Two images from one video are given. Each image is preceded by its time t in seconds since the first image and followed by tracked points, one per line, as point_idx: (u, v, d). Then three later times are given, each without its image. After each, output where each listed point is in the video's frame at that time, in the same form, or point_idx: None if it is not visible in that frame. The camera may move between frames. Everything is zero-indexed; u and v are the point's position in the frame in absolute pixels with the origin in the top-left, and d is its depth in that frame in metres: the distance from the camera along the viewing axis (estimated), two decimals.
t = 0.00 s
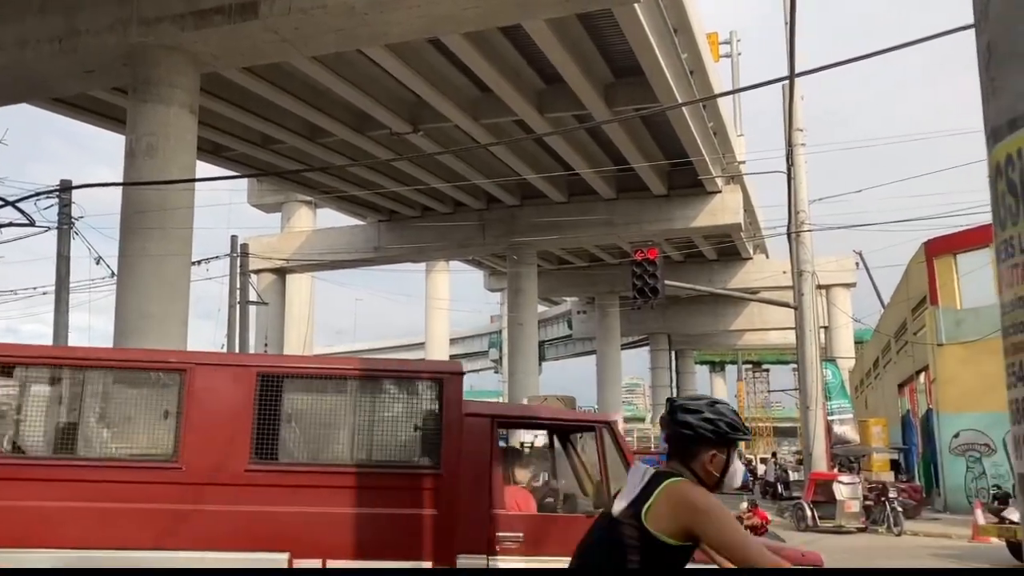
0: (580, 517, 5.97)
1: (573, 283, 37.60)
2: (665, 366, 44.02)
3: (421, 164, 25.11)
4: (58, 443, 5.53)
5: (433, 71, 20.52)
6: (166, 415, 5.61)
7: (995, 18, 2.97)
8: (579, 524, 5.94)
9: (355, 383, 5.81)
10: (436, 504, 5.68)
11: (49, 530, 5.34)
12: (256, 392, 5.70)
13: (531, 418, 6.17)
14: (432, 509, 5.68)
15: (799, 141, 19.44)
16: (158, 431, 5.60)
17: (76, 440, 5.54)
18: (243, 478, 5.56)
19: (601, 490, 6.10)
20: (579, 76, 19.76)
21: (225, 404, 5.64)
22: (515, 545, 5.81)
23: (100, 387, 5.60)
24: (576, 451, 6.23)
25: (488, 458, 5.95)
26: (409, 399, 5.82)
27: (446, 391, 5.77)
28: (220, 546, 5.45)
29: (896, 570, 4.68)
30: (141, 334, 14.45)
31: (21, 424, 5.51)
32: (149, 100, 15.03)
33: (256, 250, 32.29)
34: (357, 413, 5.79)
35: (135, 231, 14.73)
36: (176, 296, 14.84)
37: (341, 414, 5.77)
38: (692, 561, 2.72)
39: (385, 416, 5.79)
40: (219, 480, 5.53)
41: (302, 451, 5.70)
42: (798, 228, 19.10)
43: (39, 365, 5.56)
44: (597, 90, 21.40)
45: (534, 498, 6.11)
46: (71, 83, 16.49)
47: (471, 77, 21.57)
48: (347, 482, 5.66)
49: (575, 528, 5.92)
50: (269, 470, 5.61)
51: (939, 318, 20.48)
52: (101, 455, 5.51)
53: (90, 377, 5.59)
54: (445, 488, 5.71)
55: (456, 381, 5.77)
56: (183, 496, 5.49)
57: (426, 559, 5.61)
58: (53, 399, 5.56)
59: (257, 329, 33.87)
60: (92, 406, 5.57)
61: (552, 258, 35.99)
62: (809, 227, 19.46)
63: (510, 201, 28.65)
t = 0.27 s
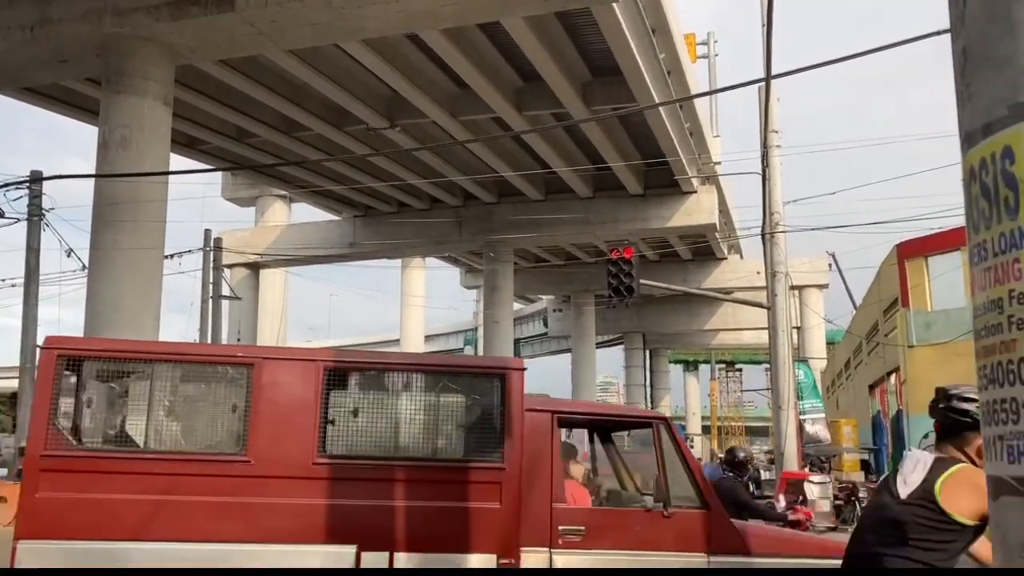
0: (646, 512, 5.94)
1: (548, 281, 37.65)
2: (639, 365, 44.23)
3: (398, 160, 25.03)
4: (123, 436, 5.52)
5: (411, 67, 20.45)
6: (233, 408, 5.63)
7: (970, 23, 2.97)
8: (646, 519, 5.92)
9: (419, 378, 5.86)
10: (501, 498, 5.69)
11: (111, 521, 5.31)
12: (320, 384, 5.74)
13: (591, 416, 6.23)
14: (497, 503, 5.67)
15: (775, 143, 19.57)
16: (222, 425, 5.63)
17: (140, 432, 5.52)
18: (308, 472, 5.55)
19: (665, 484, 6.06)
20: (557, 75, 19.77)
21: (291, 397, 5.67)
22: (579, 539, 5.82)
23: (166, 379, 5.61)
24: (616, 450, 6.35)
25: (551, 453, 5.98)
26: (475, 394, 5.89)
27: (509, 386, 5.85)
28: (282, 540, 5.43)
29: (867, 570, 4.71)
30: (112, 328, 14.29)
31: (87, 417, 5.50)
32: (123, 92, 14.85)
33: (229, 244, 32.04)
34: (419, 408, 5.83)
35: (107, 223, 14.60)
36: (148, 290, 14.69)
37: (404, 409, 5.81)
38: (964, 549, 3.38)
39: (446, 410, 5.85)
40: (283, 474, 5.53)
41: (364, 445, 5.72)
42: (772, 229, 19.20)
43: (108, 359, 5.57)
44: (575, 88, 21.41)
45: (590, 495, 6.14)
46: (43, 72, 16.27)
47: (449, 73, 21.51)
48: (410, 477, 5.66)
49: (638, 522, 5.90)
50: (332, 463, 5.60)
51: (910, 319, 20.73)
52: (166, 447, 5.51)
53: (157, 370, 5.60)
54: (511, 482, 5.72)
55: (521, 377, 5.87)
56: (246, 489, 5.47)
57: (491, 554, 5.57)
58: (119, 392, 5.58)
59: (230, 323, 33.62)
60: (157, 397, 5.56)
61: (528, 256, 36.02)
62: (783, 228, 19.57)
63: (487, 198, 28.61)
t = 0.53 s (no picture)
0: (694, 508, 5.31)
1: (523, 279, 37.69)
2: (612, 364, 44.41)
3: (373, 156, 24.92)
4: (184, 433, 4.84)
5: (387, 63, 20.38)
6: (296, 406, 4.93)
7: (942, 28, 2.99)
8: (694, 517, 5.27)
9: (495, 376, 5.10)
10: (560, 494, 4.98)
11: (173, 517, 4.69)
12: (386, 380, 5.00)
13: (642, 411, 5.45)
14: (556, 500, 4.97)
15: (749, 144, 19.69)
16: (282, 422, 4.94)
17: (196, 429, 4.85)
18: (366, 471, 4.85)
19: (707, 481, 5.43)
20: (534, 73, 19.78)
21: (352, 394, 4.94)
22: (635, 536, 5.14)
23: (230, 377, 4.90)
24: (651, 449, 5.55)
25: (607, 449, 5.24)
26: (532, 394, 5.11)
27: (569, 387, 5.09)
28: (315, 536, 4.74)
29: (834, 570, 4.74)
30: (81, 322, 14.12)
31: (146, 411, 4.81)
32: (94, 82, 14.68)
33: (201, 238, 31.77)
34: (494, 406, 5.07)
35: (77, 215, 14.40)
36: (119, 284, 14.53)
37: (469, 407, 5.05)
38: None
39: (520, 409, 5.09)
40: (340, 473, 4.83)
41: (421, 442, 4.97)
42: (745, 230, 19.30)
43: (169, 354, 4.86)
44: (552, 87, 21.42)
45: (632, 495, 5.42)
46: (13, 61, 16.04)
47: (425, 69, 21.44)
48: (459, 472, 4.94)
49: (689, 522, 5.25)
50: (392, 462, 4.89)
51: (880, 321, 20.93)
52: (227, 445, 4.83)
53: (219, 366, 4.89)
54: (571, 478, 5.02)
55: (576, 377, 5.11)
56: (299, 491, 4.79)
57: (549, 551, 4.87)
58: (178, 388, 4.88)
59: (201, 318, 33.34)
60: (221, 395, 4.87)
61: (503, 254, 36.04)
62: (756, 229, 19.69)
63: (463, 195, 28.56)
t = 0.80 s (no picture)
0: (744, 511, 6.21)
1: (498, 277, 37.72)
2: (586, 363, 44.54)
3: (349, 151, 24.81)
4: (247, 429, 5.73)
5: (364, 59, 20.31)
6: (356, 404, 5.85)
7: (915, 35, 3.03)
8: (743, 519, 6.18)
9: (538, 375, 5.99)
10: (612, 494, 5.92)
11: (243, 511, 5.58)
12: (438, 381, 5.89)
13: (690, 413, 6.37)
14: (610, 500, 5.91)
15: (724, 146, 19.83)
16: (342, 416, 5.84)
17: (274, 428, 5.74)
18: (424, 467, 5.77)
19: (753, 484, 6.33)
20: (511, 71, 19.80)
21: (414, 394, 5.84)
22: (686, 535, 6.02)
23: (291, 376, 5.77)
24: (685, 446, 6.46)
25: (657, 449, 6.18)
26: (588, 393, 6.04)
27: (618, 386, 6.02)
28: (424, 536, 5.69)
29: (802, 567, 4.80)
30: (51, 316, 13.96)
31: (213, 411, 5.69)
32: (65, 73, 14.51)
33: (174, 232, 31.45)
34: (545, 406, 5.99)
35: (46, 207, 14.20)
36: (89, 277, 14.35)
37: (519, 406, 5.97)
38: None
39: (568, 408, 6.01)
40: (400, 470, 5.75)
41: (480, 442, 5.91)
42: (719, 231, 19.42)
43: (233, 355, 5.74)
44: (529, 86, 21.45)
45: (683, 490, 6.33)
46: None
47: (402, 65, 21.39)
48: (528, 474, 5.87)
49: (737, 517, 6.17)
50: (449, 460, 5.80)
51: (850, 322, 21.17)
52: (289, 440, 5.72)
53: (280, 364, 5.76)
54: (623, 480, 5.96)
55: (627, 378, 6.06)
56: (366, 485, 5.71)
57: (605, 548, 5.79)
58: (249, 390, 5.75)
59: (173, 313, 33.01)
60: (282, 394, 5.75)
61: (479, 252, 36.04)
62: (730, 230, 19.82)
63: (438, 192, 28.51)
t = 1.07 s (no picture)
0: (788, 510, 6.16)
1: (475, 276, 37.74)
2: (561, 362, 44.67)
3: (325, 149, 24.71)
4: (309, 428, 5.64)
5: (342, 56, 20.23)
6: (414, 405, 5.76)
7: (898, 42, 3.07)
8: (786, 517, 6.13)
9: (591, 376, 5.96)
10: (662, 494, 5.90)
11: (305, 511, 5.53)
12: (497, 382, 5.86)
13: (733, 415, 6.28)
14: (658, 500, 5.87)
15: (701, 148, 19.96)
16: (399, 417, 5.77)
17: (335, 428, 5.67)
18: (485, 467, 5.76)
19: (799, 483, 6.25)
20: (489, 70, 19.80)
21: (472, 395, 5.80)
22: (732, 534, 6.04)
23: (350, 377, 5.70)
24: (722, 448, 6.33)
25: (702, 449, 6.14)
26: (639, 397, 5.99)
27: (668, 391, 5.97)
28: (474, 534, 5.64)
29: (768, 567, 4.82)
30: (22, 311, 13.81)
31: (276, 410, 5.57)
32: (38, 66, 14.33)
33: (148, 227, 31.18)
34: (597, 407, 5.96)
35: (18, 202, 13.98)
36: (61, 273, 14.19)
37: (572, 408, 5.93)
38: None
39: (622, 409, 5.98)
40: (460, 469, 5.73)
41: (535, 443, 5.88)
42: (694, 232, 19.53)
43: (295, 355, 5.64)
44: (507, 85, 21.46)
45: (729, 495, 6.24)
46: None
47: (381, 63, 21.33)
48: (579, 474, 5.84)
49: (782, 518, 6.12)
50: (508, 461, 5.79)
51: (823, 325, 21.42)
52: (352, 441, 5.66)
53: (340, 366, 5.69)
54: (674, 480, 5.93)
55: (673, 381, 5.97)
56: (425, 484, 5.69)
57: (655, 549, 5.79)
58: (310, 389, 5.65)
59: (147, 309, 32.70)
60: (343, 394, 5.67)
61: (455, 251, 36.04)
62: (705, 231, 19.94)
63: (416, 190, 28.44)
